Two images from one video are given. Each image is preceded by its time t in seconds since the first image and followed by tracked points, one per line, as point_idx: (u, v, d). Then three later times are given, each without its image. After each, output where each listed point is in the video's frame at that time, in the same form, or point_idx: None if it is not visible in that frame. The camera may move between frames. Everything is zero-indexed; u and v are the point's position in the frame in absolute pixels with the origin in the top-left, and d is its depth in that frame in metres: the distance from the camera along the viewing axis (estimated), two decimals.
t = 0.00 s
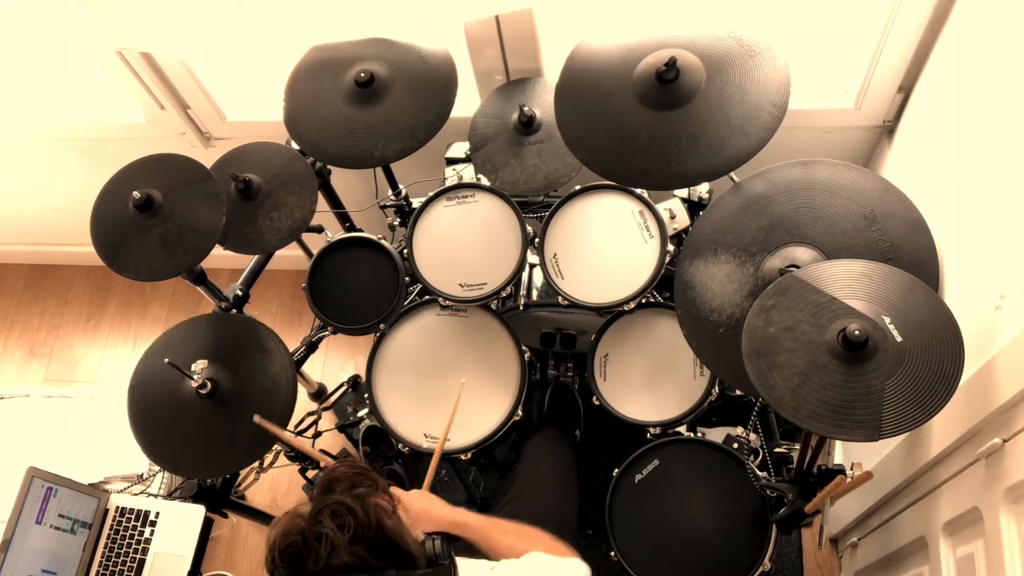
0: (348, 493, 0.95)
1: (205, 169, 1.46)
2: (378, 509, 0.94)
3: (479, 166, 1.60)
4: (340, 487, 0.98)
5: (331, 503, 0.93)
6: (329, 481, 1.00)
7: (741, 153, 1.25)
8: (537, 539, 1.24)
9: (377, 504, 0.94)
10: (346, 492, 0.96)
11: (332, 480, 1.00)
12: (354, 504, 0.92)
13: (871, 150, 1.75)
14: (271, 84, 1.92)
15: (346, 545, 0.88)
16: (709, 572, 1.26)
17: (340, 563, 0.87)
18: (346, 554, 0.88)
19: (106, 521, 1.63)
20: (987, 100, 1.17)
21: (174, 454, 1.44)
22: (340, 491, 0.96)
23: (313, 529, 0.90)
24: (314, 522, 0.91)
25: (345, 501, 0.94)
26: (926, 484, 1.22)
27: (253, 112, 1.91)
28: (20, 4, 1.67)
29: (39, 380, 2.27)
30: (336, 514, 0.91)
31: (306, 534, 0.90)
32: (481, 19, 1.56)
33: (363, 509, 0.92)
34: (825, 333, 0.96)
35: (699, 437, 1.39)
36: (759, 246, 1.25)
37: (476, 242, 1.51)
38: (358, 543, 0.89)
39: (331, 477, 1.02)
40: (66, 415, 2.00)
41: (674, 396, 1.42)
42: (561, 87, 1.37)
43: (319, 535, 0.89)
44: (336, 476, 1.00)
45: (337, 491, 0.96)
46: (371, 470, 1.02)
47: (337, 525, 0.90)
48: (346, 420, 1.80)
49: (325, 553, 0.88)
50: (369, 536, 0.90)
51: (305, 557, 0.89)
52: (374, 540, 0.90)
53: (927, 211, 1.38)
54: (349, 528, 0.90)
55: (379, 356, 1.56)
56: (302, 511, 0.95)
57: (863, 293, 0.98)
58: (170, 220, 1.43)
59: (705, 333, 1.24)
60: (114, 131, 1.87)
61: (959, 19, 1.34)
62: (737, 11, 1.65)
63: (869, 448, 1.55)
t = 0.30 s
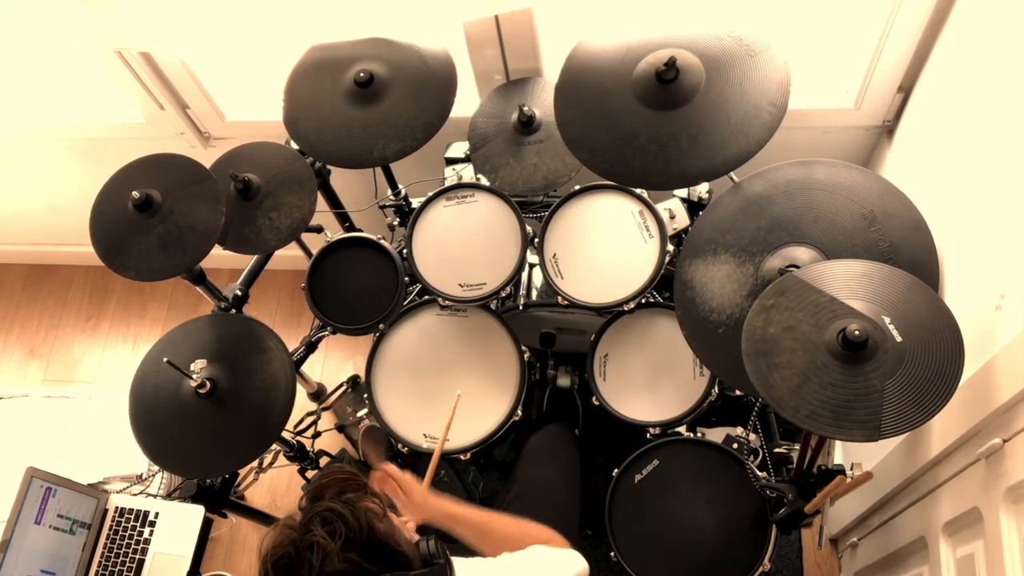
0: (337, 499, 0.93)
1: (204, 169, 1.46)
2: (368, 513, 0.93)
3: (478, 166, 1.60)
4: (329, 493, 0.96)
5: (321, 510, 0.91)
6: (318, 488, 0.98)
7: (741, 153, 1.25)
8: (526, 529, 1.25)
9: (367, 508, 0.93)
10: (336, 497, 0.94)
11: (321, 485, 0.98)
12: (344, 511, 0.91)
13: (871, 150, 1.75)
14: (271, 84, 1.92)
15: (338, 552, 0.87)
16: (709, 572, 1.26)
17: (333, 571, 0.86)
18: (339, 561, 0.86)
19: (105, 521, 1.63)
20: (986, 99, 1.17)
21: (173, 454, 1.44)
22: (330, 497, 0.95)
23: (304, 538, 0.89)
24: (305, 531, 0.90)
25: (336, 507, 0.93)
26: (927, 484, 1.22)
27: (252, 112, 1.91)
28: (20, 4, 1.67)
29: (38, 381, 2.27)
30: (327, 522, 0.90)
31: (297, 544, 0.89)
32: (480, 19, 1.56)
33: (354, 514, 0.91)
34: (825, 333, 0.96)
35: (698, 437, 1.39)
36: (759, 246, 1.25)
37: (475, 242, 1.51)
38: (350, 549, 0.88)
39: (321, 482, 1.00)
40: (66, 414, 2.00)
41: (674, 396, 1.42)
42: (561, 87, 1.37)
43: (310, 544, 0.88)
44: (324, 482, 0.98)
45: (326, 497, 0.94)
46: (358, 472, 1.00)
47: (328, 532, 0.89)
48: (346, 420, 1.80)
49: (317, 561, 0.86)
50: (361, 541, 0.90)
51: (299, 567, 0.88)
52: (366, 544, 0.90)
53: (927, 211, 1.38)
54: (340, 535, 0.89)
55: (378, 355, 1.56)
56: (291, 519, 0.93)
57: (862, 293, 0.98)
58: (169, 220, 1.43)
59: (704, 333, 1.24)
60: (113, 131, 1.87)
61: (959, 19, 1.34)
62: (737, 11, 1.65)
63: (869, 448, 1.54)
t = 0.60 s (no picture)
0: (350, 498, 0.94)
1: (204, 169, 1.46)
2: (380, 512, 0.93)
3: (478, 166, 1.60)
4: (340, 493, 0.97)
5: (332, 510, 0.92)
6: (328, 489, 0.98)
7: (741, 153, 1.25)
8: (512, 491, 1.23)
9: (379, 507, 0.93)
10: (347, 497, 0.95)
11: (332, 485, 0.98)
12: (356, 510, 0.92)
13: (871, 150, 1.75)
14: (270, 84, 1.91)
15: (351, 551, 0.87)
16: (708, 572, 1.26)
17: (347, 570, 0.87)
18: (354, 560, 0.87)
19: (104, 522, 1.63)
20: (987, 99, 1.16)
21: (172, 455, 1.44)
22: (342, 496, 0.95)
23: (317, 538, 0.89)
24: (317, 531, 0.90)
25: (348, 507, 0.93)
26: (927, 484, 1.22)
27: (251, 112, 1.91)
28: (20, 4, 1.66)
29: (37, 381, 2.27)
30: (339, 521, 0.90)
31: (310, 543, 0.89)
32: (480, 19, 1.56)
33: (366, 513, 0.92)
34: (825, 333, 0.96)
35: (698, 437, 1.39)
36: (759, 246, 1.25)
37: (475, 242, 1.51)
38: (364, 547, 0.89)
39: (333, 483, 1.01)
40: (65, 415, 2.00)
41: (674, 396, 1.42)
42: (561, 87, 1.36)
43: (323, 543, 0.88)
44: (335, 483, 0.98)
45: (337, 497, 0.95)
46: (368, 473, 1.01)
47: (341, 532, 0.89)
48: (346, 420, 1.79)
49: (332, 561, 0.87)
50: (375, 540, 0.90)
51: (312, 566, 0.88)
52: (380, 543, 0.90)
53: (927, 211, 1.38)
54: (353, 534, 0.89)
55: (377, 356, 1.55)
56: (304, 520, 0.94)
57: (862, 294, 0.98)
58: (169, 220, 1.42)
59: (704, 333, 1.24)
60: (112, 131, 1.86)
61: (959, 18, 1.34)
62: (737, 11, 1.65)
63: (869, 448, 1.54)
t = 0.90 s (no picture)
0: (354, 506, 0.91)
1: (203, 168, 1.45)
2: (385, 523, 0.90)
3: (477, 166, 1.60)
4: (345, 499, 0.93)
5: (337, 516, 0.89)
6: (334, 494, 0.95)
7: (741, 152, 1.25)
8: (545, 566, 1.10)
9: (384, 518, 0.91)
10: (352, 504, 0.92)
11: (337, 492, 0.95)
12: (360, 518, 0.89)
13: (871, 150, 1.75)
14: (270, 84, 1.91)
15: (351, 561, 0.84)
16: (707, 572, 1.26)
17: None
18: (353, 570, 0.84)
19: (103, 522, 1.63)
20: (987, 99, 1.16)
21: (172, 454, 1.44)
22: (346, 504, 0.92)
23: (318, 543, 0.86)
24: (318, 536, 0.87)
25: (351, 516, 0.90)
26: (926, 484, 1.22)
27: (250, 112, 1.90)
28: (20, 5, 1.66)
29: (36, 381, 2.27)
30: (342, 529, 0.88)
31: (310, 548, 0.86)
32: (479, 18, 1.56)
33: (371, 523, 0.89)
34: (824, 333, 0.96)
35: (698, 438, 1.38)
36: (758, 246, 1.24)
37: (474, 242, 1.50)
38: (364, 558, 0.85)
39: (337, 488, 0.97)
40: (65, 415, 1.99)
41: (673, 396, 1.42)
42: (561, 86, 1.36)
43: (323, 549, 0.85)
44: (341, 487, 0.95)
45: (342, 503, 0.92)
46: (376, 479, 0.97)
47: (342, 540, 0.86)
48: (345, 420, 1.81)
49: (330, 568, 0.83)
50: (376, 550, 0.87)
51: (310, 571, 0.85)
52: (380, 554, 0.87)
53: (926, 211, 1.38)
54: (355, 544, 0.86)
55: (376, 356, 1.55)
56: (305, 523, 0.91)
57: (862, 294, 0.98)
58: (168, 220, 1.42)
59: (704, 332, 1.24)
60: (111, 131, 1.86)
61: (959, 18, 1.34)
62: (737, 11, 1.65)
63: (868, 448, 1.54)
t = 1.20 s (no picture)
0: (391, 499, 0.71)
1: (202, 168, 1.46)
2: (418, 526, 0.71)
3: (477, 166, 1.60)
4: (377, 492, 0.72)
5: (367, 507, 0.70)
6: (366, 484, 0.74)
7: (741, 152, 1.25)
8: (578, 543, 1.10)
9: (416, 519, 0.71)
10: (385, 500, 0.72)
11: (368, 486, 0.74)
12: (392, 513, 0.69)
13: (870, 150, 1.75)
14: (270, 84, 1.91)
15: (377, 556, 0.66)
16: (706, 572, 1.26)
17: None
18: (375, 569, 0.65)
19: (102, 522, 1.62)
20: (987, 98, 1.16)
21: (171, 454, 1.43)
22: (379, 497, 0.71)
23: (344, 530, 0.67)
24: (344, 523, 0.68)
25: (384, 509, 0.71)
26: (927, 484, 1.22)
27: (250, 111, 1.90)
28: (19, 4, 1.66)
29: (35, 381, 2.27)
30: (373, 520, 0.68)
31: (334, 534, 0.67)
32: (479, 18, 1.56)
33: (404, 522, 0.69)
34: (824, 333, 0.95)
35: (699, 438, 1.38)
36: (758, 246, 1.24)
37: (473, 242, 1.50)
38: (390, 556, 0.67)
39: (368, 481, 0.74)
40: (64, 415, 1.99)
41: (674, 396, 1.42)
42: (561, 86, 1.36)
43: (349, 538, 0.66)
44: (380, 474, 0.76)
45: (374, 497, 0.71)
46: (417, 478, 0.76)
47: (372, 532, 0.67)
48: (345, 420, 1.82)
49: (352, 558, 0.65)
50: (404, 554, 0.67)
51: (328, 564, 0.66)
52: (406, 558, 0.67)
53: (926, 211, 1.37)
54: (382, 538, 0.67)
55: (375, 356, 1.55)
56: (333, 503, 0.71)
57: (862, 294, 0.98)
58: (167, 219, 1.42)
59: (703, 332, 1.24)
60: (110, 131, 1.86)
61: (960, 18, 1.34)
62: (737, 11, 1.64)
63: (869, 448, 1.54)
